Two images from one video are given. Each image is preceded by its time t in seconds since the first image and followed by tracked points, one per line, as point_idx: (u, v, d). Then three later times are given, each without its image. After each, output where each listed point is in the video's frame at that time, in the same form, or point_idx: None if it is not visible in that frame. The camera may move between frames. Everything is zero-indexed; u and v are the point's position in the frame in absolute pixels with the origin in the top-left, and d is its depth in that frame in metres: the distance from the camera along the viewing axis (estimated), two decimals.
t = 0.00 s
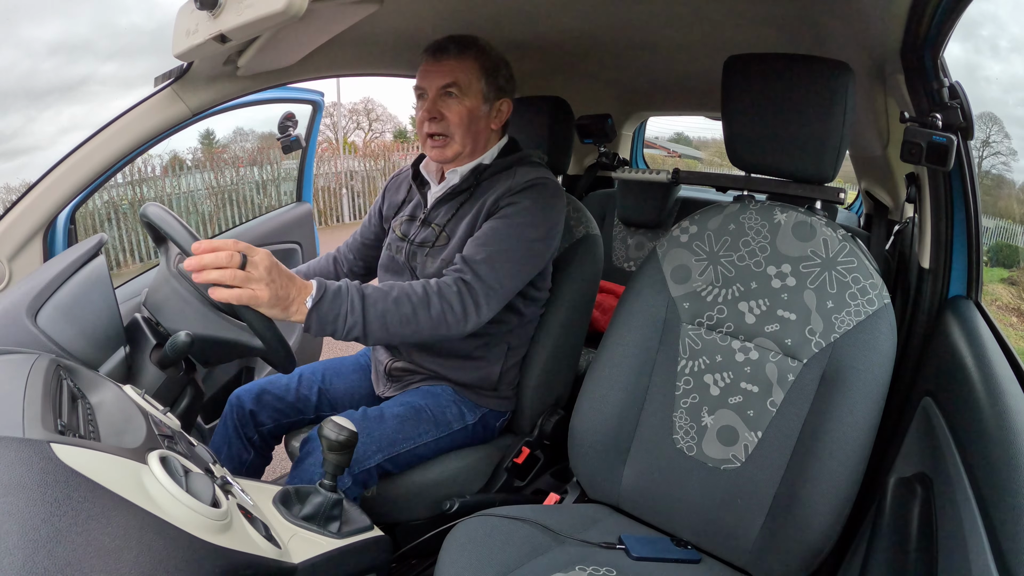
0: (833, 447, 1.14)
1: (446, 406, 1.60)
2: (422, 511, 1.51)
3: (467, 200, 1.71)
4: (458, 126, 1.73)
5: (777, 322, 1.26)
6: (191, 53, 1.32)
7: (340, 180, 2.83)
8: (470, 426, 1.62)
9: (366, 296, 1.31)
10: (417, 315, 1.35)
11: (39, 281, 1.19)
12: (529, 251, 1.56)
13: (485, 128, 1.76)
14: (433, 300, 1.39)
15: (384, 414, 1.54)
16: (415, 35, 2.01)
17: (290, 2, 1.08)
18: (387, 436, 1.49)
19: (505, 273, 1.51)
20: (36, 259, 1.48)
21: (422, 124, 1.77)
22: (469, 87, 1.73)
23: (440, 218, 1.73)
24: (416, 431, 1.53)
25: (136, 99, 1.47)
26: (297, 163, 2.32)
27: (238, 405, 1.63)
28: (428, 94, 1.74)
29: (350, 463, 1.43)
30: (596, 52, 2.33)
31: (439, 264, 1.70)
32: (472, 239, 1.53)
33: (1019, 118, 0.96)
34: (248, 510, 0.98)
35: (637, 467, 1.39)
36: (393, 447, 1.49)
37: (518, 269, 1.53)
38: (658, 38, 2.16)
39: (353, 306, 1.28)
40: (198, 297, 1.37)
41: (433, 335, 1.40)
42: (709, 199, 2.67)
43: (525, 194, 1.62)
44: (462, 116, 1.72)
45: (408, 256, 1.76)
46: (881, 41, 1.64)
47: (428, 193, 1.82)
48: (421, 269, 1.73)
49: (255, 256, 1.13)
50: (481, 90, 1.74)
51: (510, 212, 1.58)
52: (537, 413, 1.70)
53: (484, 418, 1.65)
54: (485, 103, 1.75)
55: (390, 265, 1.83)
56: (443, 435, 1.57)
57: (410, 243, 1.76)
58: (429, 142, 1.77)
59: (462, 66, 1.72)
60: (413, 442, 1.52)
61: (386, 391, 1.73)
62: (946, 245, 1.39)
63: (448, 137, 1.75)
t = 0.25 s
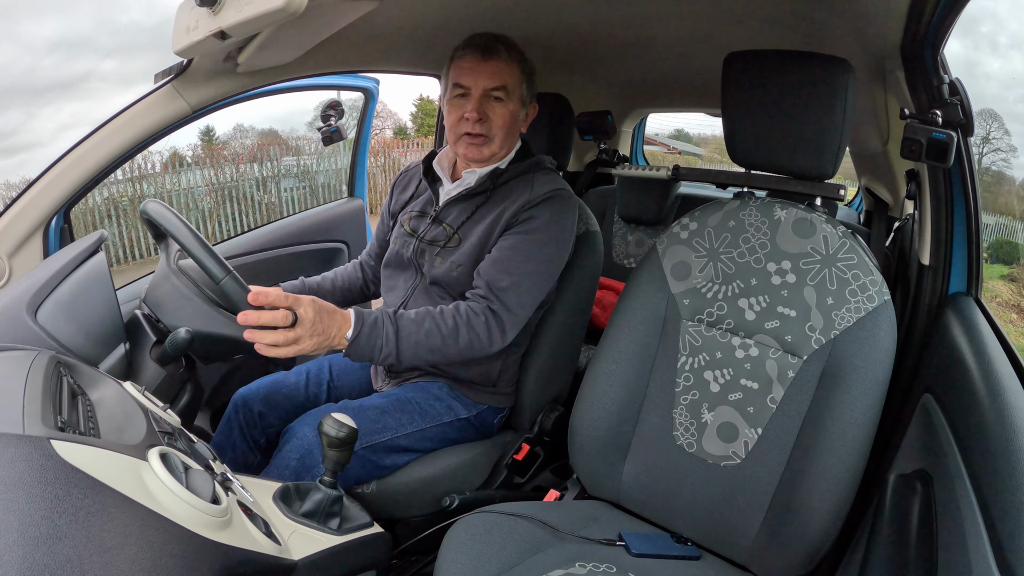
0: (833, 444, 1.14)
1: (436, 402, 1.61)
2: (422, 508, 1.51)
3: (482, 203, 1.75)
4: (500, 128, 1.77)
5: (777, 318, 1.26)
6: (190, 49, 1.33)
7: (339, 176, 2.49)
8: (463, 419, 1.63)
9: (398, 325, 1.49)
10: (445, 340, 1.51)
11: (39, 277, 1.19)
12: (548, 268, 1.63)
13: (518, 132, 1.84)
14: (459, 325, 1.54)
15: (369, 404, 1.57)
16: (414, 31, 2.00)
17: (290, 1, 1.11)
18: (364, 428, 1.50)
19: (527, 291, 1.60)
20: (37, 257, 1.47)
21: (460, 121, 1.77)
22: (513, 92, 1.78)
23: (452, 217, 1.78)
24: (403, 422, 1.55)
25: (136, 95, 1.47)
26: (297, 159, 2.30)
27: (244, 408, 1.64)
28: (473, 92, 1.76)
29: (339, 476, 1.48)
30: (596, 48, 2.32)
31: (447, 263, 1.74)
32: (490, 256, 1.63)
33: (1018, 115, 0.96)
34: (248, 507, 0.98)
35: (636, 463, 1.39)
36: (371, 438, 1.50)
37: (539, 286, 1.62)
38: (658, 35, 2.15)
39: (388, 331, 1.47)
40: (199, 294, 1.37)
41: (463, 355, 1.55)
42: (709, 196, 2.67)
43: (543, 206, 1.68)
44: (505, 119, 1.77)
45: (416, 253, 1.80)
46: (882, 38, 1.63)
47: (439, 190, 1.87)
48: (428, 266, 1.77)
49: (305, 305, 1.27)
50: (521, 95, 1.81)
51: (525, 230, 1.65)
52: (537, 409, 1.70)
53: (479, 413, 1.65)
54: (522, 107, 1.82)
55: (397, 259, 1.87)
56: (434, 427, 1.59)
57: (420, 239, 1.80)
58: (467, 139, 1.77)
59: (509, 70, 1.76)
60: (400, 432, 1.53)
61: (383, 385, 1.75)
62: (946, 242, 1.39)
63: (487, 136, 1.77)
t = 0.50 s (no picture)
0: (833, 441, 1.14)
1: (432, 395, 1.63)
2: (422, 505, 1.51)
3: (486, 201, 1.75)
4: (503, 132, 1.77)
5: (777, 316, 1.26)
6: (190, 47, 1.33)
7: (339, 174, 2.42)
8: (462, 414, 1.64)
9: (416, 329, 1.55)
10: (461, 343, 1.56)
11: (39, 276, 1.19)
12: (555, 269, 1.65)
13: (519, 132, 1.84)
14: (475, 328, 1.57)
15: (368, 396, 1.58)
16: (413, 28, 1.99)
17: None
18: (357, 415, 1.52)
19: (536, 292, 1.62)
20: (37, 255, 1.46)
21: (463, 127, 1.76)
22: (513, 93, 1.77)
23: (456, 215, 1.78)
24: (401, 414, 1.56)
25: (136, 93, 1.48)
26: (297, 156, 2.28)
27: (246, 404, 1.64)
28: (474, 99, 1.74)
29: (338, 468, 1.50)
30: (596, 45, 2.32)
31: (450, 260, 1.74)
32: (498, 258, 1.65)
33: (1017, 112, 0.96)
34: (248, 505, 0.98)
35: (637, 460, 1.39)
36: (363, 424, 1.51)
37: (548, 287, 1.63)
38: (658, 32, 2.15)
39: (404, 335, 1.52)
40: (198, 292, 1.39)
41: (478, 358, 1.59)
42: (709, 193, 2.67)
43: (546, 206, 1.69)
44: (507, 123, 1.77)
45: (418, 249, 1.79)
46: (882, 35, 1.63)
47: (443, 187, 1.87)
48: (431, 262, 1.77)
49: (328, 316, 1.34)
50: (521, 95, 1.80)
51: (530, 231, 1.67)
52: (537, 407, 1.70)
53: (478, 409, 1.67)
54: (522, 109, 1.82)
55: (399, 255, 1.87)
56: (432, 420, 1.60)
57: (423, 236, 1.80)
58: (471, 145, 1.77)
59: (507, 73, 1.75)
60: (398, 424, 1.55)
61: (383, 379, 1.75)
62: (945, 239, 1.39)
63: (491, 141, 1.77)
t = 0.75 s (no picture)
0: (833, 439, 1.14)
1: (432, 394, 1.63)
2: (422, 503, 1.51)
3: (486, 194, 1.76)
4: (486, 124, 1.77)
5: (776, 314, 1.26)
6: (190, 45, 1.32)
7: (339, 171, 2.41)
8: (462, 412, 1.64)
9: (428, 329, 1.57)
10: (475, 339, 1.57)
11: (39, 274, 1.19)
12: (557, 265, 1.65)
13: (507, 126, 1.83)
14: (487, 324, 1.58)
15: (368, 396, 1.58)
16: (414, 25, 1.99)
17: None
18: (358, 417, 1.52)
19: (536, 289, 1.62)
20: (37, 253, 1.48)
21: (446, 122, 1.78)
22: (494, 87, 1.78)
23: (455, 209, 1.78)
24: (402, 413, 1.56)
25: (134, 92, 1.48)
26: (297, 155, 2.27)
27: (243, 405, 1.64)
28: (455, 93, 1.77)
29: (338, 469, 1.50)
30: (596, 43, 2.32)
31: (451, 254, 1.74)
32: (504, 252, 1.66)
33: (1017, 109, 0.96)
34: (248, 502, 0.98)
35: (636, 458, 1.39)
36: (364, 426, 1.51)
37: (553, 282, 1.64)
38: (659, 30, 2.15)
39: (417, 336, 1.54)
40: (199, 289, 1.39)
41: (495, 352, 1.59)
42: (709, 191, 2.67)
43: (546, 196, 1.69)
44: (489, 117, 1.77)
45: (418, 244, 1.79)
46: (882, 33, 1.63)
47: (441, 184, 1.87)
48: (432, 257, 1.77)
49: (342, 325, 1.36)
50: (504, 89, 1.80)
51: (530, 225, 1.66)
52: (537, 405, 1.70)
53: (478, 407, 1.67)
54: (507, 102, 1.81)
55: (399, 253, 1.86)
56: (433, 420, 1.60)
57: (422, 231, 1.80)
58: (455, 139, 1.78)
59: (487, 67, 1.76)
60: (399, 424, 1.55)
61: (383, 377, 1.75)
62: (946, 237, 1.39)
63: (474, 134, 1.77)
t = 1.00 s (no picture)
0: (834, 437, 1.14)
1: (436, 400, 1.64)
2: (421, 502, 1.52)
3: (477, 188, 1.76)
4: (461, 121, 1.75)
5: (776, 313, 1.26)
6: (190, 44, 1.32)
7: (340, 171, 2.37)
8: (464, 416, 1.64)
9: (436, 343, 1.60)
10: (482, 343, 1.58)
11: (38, 274, 1.19)
12: (557, 263, 1.65)
13: (487, 125, 1.80)
14: (490, 327, 1.59)
15: (373, 405, 1.57)
16: (414, 23, 1.98)
17: None
18: (366, 426, 1.51)
19: (536, 288, 1.61)
20: (37, 251, 1.50)
21: (425, 116, 1.79)
22: (474, 84, 1.75)
23: (448, 205, 1.78)
24: (407, 422, 1.56)
25: (134, 91, 1.51)
26: (297, 154, 2.22)
27: (240, 389, 1.65)
28: (434, 89, 1.77)
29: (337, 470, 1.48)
30: (596, 42, 2.31)
31: (446, 249, 1.74)
32: (502, 247, 1.65)
33: (1017, 108, 0.96)
34: (248, 501, 0.98)
35: (637, 457, 1.39)
36: (373, 436, 1.50)
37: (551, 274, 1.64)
38: (659, 28, 2.14)
39: (426, 354, 1.58)
40: (198, 289, 1.38)
41: (507, 349, 1.60)
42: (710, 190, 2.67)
43: (537, 185, 1.69)
44: (465, 113, 1.75)
45: (412, 241, 1.80)
46: (882, 32, 1.63)
47: (431, 181, 1.86)
48: (427, 253, 1.77)
49: (351, 377, 1.48)
50: (486, 88, 1.77)
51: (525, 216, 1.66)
52: (537, 404, 1.70)
53: (480, 410, 1.67)
54: (488, 100, 1.78)
55: (395, 252, 1.86)
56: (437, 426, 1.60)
57: (416, 230, 1.80)
58: (433, 134, 1.79)
59: (467, 64, 1.75)
60: (405, 433, 1.55)
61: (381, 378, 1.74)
62: (946, 235, 1.39)
63: (450, 130, 1.77)
